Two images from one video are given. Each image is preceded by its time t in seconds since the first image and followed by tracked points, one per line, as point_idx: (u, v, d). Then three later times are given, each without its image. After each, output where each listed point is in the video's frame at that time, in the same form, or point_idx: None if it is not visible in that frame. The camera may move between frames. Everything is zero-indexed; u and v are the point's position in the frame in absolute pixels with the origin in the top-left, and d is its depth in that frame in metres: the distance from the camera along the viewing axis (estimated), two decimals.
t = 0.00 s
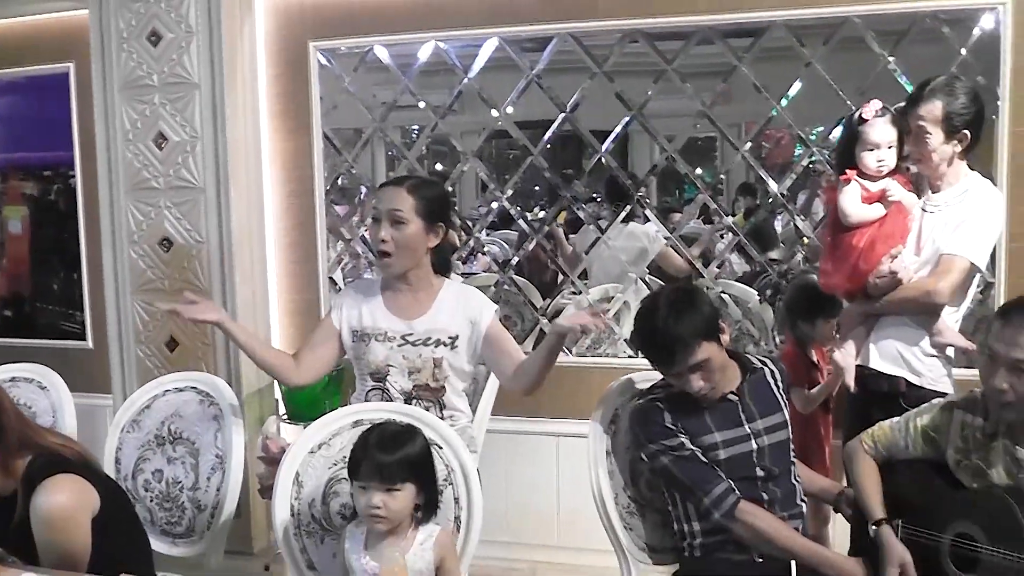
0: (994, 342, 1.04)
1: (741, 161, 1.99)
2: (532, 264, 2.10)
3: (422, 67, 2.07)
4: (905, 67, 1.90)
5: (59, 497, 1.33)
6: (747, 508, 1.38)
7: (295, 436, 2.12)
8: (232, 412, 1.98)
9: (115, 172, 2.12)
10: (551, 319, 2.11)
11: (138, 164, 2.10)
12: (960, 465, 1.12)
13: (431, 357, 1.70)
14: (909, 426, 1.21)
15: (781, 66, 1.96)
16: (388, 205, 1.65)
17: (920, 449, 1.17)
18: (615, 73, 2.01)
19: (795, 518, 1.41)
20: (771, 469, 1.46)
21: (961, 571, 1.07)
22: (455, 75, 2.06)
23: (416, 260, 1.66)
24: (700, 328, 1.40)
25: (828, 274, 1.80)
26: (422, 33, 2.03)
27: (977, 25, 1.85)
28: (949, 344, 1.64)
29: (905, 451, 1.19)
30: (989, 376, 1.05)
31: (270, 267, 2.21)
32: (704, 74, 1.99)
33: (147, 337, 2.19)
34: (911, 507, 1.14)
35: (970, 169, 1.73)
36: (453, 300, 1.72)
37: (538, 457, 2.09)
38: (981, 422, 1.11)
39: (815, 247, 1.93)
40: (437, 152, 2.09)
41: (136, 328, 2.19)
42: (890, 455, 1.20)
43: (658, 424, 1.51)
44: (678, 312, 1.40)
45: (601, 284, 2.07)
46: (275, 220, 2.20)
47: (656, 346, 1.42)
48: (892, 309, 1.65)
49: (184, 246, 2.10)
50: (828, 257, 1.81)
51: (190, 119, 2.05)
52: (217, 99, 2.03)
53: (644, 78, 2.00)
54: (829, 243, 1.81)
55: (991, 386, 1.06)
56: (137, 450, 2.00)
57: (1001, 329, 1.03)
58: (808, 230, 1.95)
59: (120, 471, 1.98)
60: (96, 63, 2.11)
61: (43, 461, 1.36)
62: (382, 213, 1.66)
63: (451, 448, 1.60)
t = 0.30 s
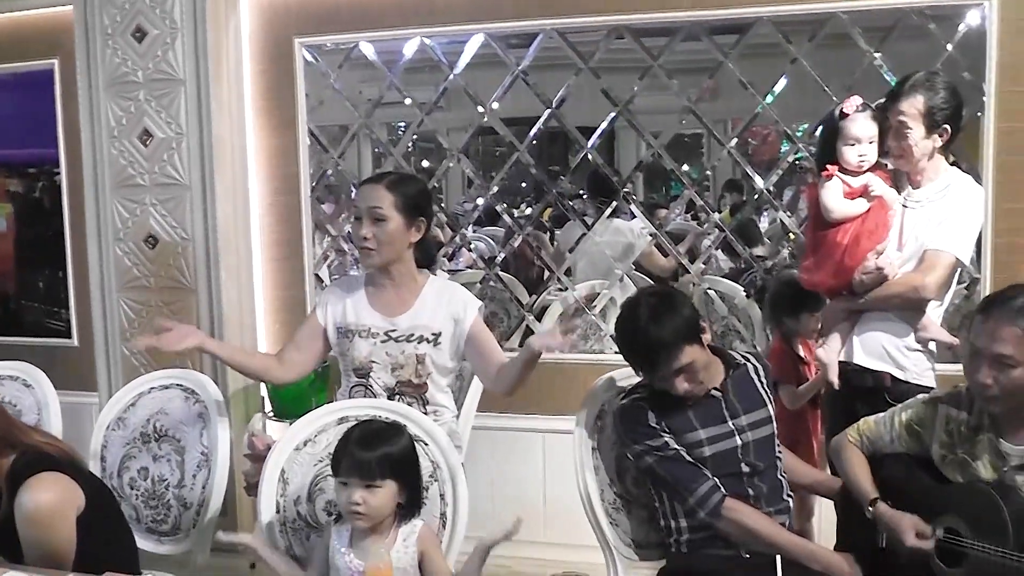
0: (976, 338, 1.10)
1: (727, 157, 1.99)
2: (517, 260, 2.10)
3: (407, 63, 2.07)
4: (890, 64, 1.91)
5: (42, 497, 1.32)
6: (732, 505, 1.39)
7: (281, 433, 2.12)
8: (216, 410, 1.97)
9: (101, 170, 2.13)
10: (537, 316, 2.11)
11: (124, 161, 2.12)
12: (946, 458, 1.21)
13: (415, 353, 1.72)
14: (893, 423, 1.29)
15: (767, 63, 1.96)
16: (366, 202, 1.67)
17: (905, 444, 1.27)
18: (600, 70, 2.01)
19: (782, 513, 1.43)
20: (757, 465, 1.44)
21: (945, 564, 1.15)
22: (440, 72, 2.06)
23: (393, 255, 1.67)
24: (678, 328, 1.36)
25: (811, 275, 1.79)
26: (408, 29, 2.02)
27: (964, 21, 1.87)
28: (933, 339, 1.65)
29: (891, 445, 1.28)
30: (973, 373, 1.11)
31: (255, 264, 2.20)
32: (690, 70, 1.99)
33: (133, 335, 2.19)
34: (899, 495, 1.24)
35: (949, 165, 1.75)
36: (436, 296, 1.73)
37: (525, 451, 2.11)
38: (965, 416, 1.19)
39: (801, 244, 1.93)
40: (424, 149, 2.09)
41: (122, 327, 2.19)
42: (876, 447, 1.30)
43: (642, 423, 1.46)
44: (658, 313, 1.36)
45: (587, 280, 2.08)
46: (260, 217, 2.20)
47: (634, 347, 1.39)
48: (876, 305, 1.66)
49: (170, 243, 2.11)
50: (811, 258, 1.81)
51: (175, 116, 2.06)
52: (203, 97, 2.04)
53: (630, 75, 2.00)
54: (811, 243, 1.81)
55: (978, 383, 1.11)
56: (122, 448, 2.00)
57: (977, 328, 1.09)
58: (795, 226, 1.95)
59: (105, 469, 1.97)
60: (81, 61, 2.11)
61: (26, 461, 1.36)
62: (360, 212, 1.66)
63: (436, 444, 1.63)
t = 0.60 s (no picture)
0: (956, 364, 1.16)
1: (716, 155, 1.99)
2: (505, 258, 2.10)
3: (396, 60, 2.06)
4: (879, 62, 1.91)
5: (29, 495, 1.30)
6: (716, 505, 1.38)
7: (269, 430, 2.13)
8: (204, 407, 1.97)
9: (88, 165, 2.12)
10: (525, 314, 2.12)
11: (110, 157, 2.10)
12: (936, 458, 1.22)
13: (399, 350, 1.72)
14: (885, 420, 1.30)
15: (755, 60, 1.96)
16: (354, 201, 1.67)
17: (896, 440, 1.27)
18: (589, 67, 2.01)
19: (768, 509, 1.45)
20: (743, 464, 1.44)
21: (936, 559, 1.20)
22: (428, 69, 2.06)
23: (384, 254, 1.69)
24: (661, 330, 1.35)
25: (796, 272, 1.80)
26: (397, 26, 2.03)
27: (951, 19, 1.88)
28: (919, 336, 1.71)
29: (882, 442, 1.29)
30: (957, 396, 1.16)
31: (243, 262, 2.20)
32: (678, 67, 1.99)
33: (121, 332, 2.18)
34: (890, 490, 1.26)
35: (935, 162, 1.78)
36: (419, 292, 1.73)
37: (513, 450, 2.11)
38: (955, 416, 1.20)
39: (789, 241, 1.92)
40: (412, 146, 2.09)
41: (109, 324, 2.18)
42: (868, 443, 1.30)
43: (628, 422, 1.46)
44: (643, 316, 1.35)
45: (574, 278, 2.07)
46: (248, 214, 2.20)
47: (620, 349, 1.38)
48: (862, 303, 1.68)
49: (157, 240, 2.11)
50: (796, 254, 1.82)
51: (162, 112, 2.05)
52: (191, 94, 2.03)
53: (618, 72, 2.00)
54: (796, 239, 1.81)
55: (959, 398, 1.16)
56: (110, 445, 2.00)
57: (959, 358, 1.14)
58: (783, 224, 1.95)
59: (93, 466, 1.98)
60: (69, 57, 2.10)
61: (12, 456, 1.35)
62: (348, 209, 1.68)
63: (425, 442, 1.64)
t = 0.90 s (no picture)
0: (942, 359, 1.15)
1: (702, 152, 1.99)
2: (491, 256, 2.10)
3: (381, 57, 2.06)
4: (864, 59, 1.91)
5: (12, 493, 1.32)
6: (703, 503, 1.39)
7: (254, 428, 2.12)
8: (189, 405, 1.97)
9: (72, 163, 2.11)
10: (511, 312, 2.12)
11: (95, 154, 2.10)
12: (920, 456, 1.16)
13: (384, 349, 1.74)
14: (868, 418, 1.26)
15: (742, 58, 1.96)
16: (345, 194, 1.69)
17: (880, 438, 1.22)
18: (575, 64, 2.01)
19: (754, 506, 1.41)
20: (728, 460, 1.44)
21: (921, 555, 1.13)
22: (414, 66, 2.05)
23: (371, 250, 1.71)
24: (643, 331, 1.39)
25: (779, 268, 1.81)
26: (382, 23, 2.02)
27: (936, 18, 1.90)
28: (904, 333, 1.71)
29: (866, 440, 1.24)
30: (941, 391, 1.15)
31: (228, 259, 2.19)
32: (664, 65, 1.99)
33: (106, 330, 2.17)
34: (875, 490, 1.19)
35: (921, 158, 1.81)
36: (402, 290, 1.75)
37: (498, 448, 2.11)
38: (939, 414, 1.14)
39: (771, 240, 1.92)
40: (399, 144, 2.08)
41: (94, 322, 2.17)
42: (851, 442, 1.26)
43: (612, 418, 1.50)
44: (625, 318, 1.38)
45: (560, 276, 2.07)
46: (233, 212, 2.19)
47: (605, 352, 1.41)
48: (850, 300, 1.70)
49: (142, 237, 2.10)
50: (779, 249, 1.82)
51: (148, 109, 2.05)
52: (175, 90, 2.03)
53: (604, 70, 2.00)
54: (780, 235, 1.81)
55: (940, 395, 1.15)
56: (93, 444, 1.98)
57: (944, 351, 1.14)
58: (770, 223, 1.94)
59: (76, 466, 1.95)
60: (51, 52, 2.08)
61: None
62: (337, 203, 1.69)
63: (411, 439, 1.65)
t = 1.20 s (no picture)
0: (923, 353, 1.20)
1: (686, 150, 1.99)
2: (476, 254, 2.10)
3: (365, 55, 2.06)
4: (848, 58, 1.92)
5: None
6: (683, 505, 1.38)
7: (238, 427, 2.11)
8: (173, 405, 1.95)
9: (55, 161, 2.10)
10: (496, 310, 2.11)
11: (78, 152, 2.09)
12: (902, 452, 1.24)
13: (374, 347, 1.74)
14: (851, 415, 1.33)
15: (726, 56, 1.97)
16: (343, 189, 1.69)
17: (861, 435, 1.30)
18: (560, 62, 2.01)
19: (738, 502, 1.41)
20: (713, 454, 1.42)
21: (902, 550, 1.24)
22: (399, 63, 2.05)
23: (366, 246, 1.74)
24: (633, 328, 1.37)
25: (765, 266, 1.80)
26: (367, 21, 2.02)
27: (920, 15, 1.93)
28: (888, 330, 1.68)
29: (848, 437, 1.32)
30: (924, 387, 1.21)
31: (212, 258, 2.19)
32: (649, 63, 1.99)
33: (90, 330, 2.17)
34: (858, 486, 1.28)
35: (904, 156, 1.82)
36: (390, 288, 1.77)
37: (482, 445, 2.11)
38: (921, 410, 1.21)
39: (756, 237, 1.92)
40: (384, 141, 2.08)
41: (77, 321, 2.16)
42: (834, 438, 1.34)
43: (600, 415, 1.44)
44: (615, 316, 1.37)
45: (546, 274, 2.08)
46: (216, 210, 2.18)
47: (593, 350, 1.39)
48: (830, 297, 1.70)
49: (126, 235, 2.10)
50: (764, 248, 1.81)
51: (131, 107, 2.05)
52: (159, 88, 2.03)
53: (589, 68, 2.01)
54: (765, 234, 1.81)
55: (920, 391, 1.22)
56: (76, 445, 1.97)
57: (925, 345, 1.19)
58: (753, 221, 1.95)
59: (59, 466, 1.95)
60: (32, 49, 2.07)
61: None
62: (337, 198, 1.69)
63: (395, 438, 1.66)
